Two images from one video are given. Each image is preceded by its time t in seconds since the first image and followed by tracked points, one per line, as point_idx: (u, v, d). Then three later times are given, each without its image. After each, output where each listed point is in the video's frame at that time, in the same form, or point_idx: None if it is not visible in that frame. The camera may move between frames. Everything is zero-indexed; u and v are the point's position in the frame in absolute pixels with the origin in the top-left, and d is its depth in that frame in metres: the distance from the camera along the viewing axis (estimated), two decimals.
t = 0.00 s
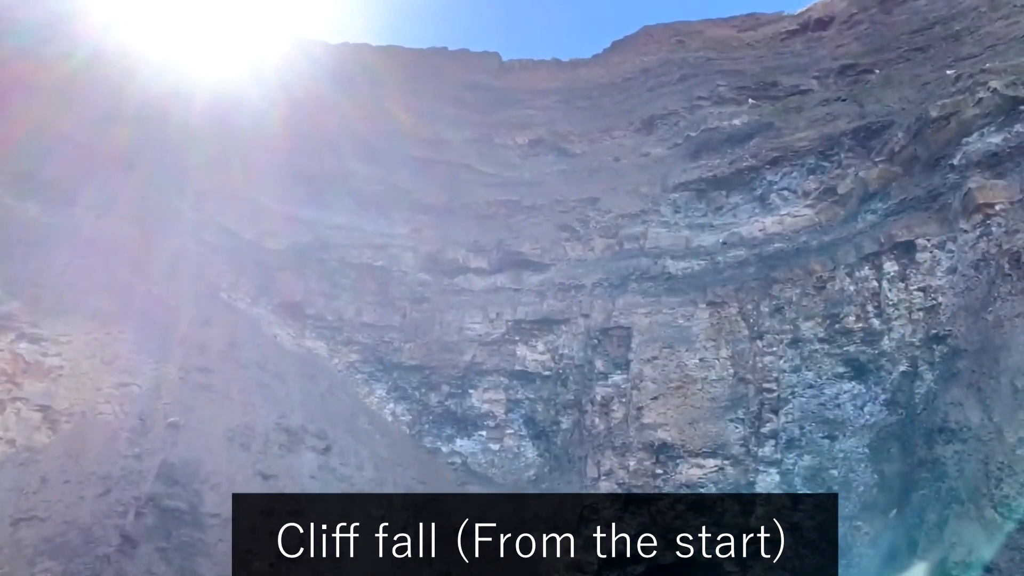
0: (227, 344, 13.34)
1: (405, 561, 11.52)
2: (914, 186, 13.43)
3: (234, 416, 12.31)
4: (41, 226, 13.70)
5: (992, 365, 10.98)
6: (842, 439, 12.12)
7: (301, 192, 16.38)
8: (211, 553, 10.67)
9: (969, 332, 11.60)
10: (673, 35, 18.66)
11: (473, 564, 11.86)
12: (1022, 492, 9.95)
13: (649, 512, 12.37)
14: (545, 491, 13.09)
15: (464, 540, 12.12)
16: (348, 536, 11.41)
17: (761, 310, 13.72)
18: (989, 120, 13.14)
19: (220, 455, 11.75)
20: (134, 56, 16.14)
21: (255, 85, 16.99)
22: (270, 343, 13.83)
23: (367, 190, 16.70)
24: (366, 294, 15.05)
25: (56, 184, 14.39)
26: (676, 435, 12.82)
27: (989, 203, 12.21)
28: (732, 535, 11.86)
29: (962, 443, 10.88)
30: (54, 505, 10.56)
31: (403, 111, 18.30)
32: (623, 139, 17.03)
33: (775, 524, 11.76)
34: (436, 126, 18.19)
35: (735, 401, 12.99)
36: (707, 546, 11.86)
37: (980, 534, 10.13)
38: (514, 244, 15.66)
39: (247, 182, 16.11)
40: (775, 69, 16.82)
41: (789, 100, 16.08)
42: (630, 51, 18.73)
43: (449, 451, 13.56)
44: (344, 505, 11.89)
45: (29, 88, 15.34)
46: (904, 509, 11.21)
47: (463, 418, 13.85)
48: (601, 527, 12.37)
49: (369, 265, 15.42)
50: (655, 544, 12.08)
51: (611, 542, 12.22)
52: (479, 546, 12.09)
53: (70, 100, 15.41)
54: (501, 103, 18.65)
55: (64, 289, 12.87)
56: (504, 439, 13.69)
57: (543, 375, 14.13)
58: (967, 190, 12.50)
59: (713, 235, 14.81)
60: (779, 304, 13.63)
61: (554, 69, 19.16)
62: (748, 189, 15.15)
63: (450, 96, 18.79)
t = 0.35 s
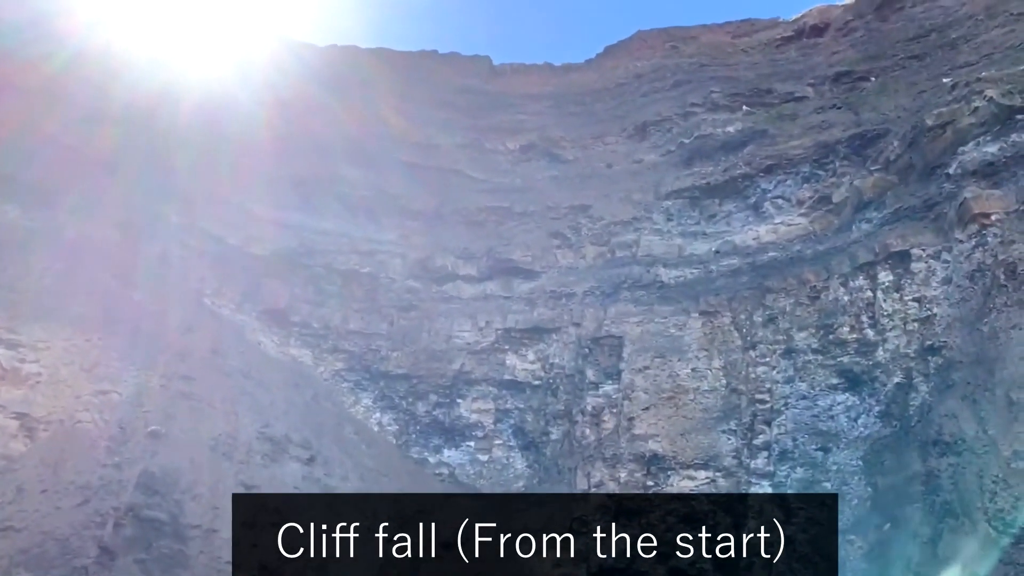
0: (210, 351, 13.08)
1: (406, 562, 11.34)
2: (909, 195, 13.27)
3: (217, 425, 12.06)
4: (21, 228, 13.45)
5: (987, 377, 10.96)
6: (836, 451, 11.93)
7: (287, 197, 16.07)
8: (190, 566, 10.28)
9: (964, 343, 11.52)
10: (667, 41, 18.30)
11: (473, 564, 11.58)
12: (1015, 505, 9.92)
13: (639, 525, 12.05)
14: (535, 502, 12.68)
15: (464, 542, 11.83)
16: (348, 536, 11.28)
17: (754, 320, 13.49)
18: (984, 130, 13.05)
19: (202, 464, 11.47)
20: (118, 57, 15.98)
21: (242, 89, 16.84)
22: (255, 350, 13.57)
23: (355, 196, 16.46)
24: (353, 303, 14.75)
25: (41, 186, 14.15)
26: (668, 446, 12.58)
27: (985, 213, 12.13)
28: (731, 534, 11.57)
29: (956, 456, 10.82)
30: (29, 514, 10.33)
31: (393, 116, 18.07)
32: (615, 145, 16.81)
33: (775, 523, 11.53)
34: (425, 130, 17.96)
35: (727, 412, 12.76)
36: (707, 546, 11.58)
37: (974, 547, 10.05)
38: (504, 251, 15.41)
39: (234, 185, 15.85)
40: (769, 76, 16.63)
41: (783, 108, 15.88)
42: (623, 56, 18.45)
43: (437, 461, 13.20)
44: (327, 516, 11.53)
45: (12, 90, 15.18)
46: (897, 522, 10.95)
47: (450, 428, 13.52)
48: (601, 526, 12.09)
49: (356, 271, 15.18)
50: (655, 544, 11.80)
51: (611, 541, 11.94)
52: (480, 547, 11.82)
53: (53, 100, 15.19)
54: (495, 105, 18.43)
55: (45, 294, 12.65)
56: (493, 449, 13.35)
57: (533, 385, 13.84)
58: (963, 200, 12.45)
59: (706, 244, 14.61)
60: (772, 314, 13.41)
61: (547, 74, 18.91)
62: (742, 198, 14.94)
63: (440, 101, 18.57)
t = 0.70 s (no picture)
0: (195, 356, 12.83)
1: (405, 562, 11.41)
2: (906, 202, 13.08)
3: (202, 432, 11.81)
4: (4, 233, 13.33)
5: (986, 387, 10.78)
6: (832, 462, 11.72)
7: (281, 203, 15.88)
8: None
9: (962, 352, 11.35)
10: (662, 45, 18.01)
11: (472, 564, 11.73)
12: (1014, 519, 9.79)
13: (632, 536, 11.90)
14: (525, 513, 12.49)
15: (464, 540, 11.95)
16: (348, 536, 11.32)
17: (749, 327, 13.28)
18: (984, 136, 12.80)
19: (186, 472, 11.23)
20: (104, 54, 15.76)
21: (233, 89, 16.50)
22: (241, 355, 13.32)
23: (346, 200, 16.20)
24: (340, 310, 14.47)
25: (23, 193, 14.03)
26: (662, 456, 12.39)
27: (983, 220, 11.96)
28: (731, 534, 11.56)
29: (954, 467, 10.66)
30: (9, 524, 10.19)
31: (387, 117, 17.75)
32: (610, 150, 16.59)
33: (775, 523, 11.49)
34: (420, 133, 17.66)
35: (723, 420, 12.53)
36: (707, 546, 11.53)
37: (973, 560, 9.91)
38: (496, 257, 15.14)
39: (225, 186, 15.59)
40: (766, 80, 16.41)
41: (780, 113, 15.68)
42: (617, 60, 18.11)
43: (426, 470, 12.98)
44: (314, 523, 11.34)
45: None
46: (895, 535, 10.83)
47: (440, 437, 13.28)
48: (602, 526, 12.03)
49: (345, 277, 14.91)
50: (655, 544, 11.75)
51: (611, 541, 11.88)
52: (480, 546, 11.94)
53: (37, 107, 15.17)
54: (488, 108, 18.12)
55: (26, 300, 12.56)
56: (484, 458, 13.09)
57: (525, 393, 13.60)
58: (961, 207, 12.26)
59: (701, 250, 14.40)
60: (768, 321, 13.19)
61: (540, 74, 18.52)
62: (738, 204, 14.73)
63: (434, 103, 18.21)
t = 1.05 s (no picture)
0: (172, 361, 12.61)
1: (404, 562, 11.53)
2: (897, 211, 12.91)
3: (178, 439, 11.58)
4: None
5: (976, 400, 10.60)
6: (820, 474, 11.54)
7: (266, 203, 15.46)
8: None
9: (953, 364, 11.17)
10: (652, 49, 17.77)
11: (474, 563, 11.78)
12: (1003, 532, 9.60)
13: (617, 549, 11.74)
14: (509, 524, 12.25)
15: (463, 540, 12.01)
16: (348, 536, 11.48)
17: (738, 337, 13.07)
18: (975, 146, 12.63)
19: (162, 481, 11.02)
20: (86, 54, 15.47)
21: (216, 88, 16.11)
22: (220, 362, 13.07)
23: (333, 202, 15.78)
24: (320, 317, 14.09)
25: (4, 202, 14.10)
26: (649, 467, 12.21)
27: (975, 231, 11.79)
28: (732, 533, 11.49)
29: (944, 480, 10.45)
30: None
31: (377, 115, 17.40)
32: (598, 155, 16.38)
33: (775, 522, 11.42)
34: (410, 133, 17.24)
35: (710, 431, 12.35)
36: (707, 546, 11.53)
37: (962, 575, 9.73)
38: (482, 263, 14.87)
39: (210, 189, 15.27)
40: (757, 87, 16.22)
41: (771, 120, 15.49)
42: (607, 64, 17.87)
43: (408, 480, 12.70)
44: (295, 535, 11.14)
45: None
46: (883, 549, 10.64)
47: (423, 447, 13.00)
48: (601, 526, 11.89)
49: (327, 281, 14.55)
50: (655, 544, 11.70)
51: (611, 541, 11.80)
52: (481, 545, 11.99)
53: (22, 109, 15.01)
54: (476, 110, 17.66)
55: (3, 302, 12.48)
56: (467, 469, 12.81)
57: (511, 403, 13.30)
58: (953, 216, 12.09)
59: (690, 258, 14.18)
60: (757, 331, 12.98)
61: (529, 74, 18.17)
62: (728, 211, 14.53)
63: (424, 104, 17.75)
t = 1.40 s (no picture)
0: (148, 366, 12.43)
1: (404, 561, 11.48)
2: (890, 220, 12.70)
3: (154, 445, 11.45)
4: None
5: (966, 412, 10.57)
6: (810, 485, 11.35)
7: (250, 203, 15.19)
8: None
9: (944, 376, 11.05)
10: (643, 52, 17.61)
11: (474, 562, 11.67)
12: (992, 544, 9.50)
13: (602, 560, 11.52)
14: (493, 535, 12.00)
15: (463, 541, 11.90)
16: (348, 536, 11.53)
17: (728, 346, 12.87)
18: (968, 154, 12.41)
19: (136, 488, 10.92)
20: (68, 51, 15.19)
21: (200, 85, 15.84)
22: (199, 366, 12.81)
23: (318, 202, 15.48)
24: (302, 321, 13.80)
25: None
26: (636, 477, 11.97)
27: (967, 241, 11.62)
28: (732, 533, 11.32)
29: (934, 492, 10.37)
30: None
31: (365, 116, 17.19)
32: (588, 160, 16.16)
33: (775, 523, 11.25)
34: (399, 134, 17.02)
35: (699, 441, 12.15)
36: (707, 546, 11.34)
37: None
38: (468, 268, 14.64)
39: (195, 188, 14.97)
40: (749, 92, 16.03)
41: (763, 125, 15.29)
42: (597, 67, 17.69)
43: (390, 489, 12.44)
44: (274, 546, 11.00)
45: None
46: (872, 562, 10.45)
47: (406, 455, 12.72)
48: (601, 526, 11.67)
49: (310, 286, 14.23)
50: (655, 545, 11.47)
51: (611, 541, 11.59)
52: (481, 546, 11.85)
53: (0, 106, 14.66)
54: (464, 112, 17.43)
55: None
56: (451, 478, 12.54)
57: (496, 411, 13.04)
58: (944, 225, 11.90)
59: (680, 265, 13.96)
60: (746, 340, 12.79)
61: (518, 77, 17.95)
62: (718, 218, 14.34)
63: (412, 105, 17.52)
